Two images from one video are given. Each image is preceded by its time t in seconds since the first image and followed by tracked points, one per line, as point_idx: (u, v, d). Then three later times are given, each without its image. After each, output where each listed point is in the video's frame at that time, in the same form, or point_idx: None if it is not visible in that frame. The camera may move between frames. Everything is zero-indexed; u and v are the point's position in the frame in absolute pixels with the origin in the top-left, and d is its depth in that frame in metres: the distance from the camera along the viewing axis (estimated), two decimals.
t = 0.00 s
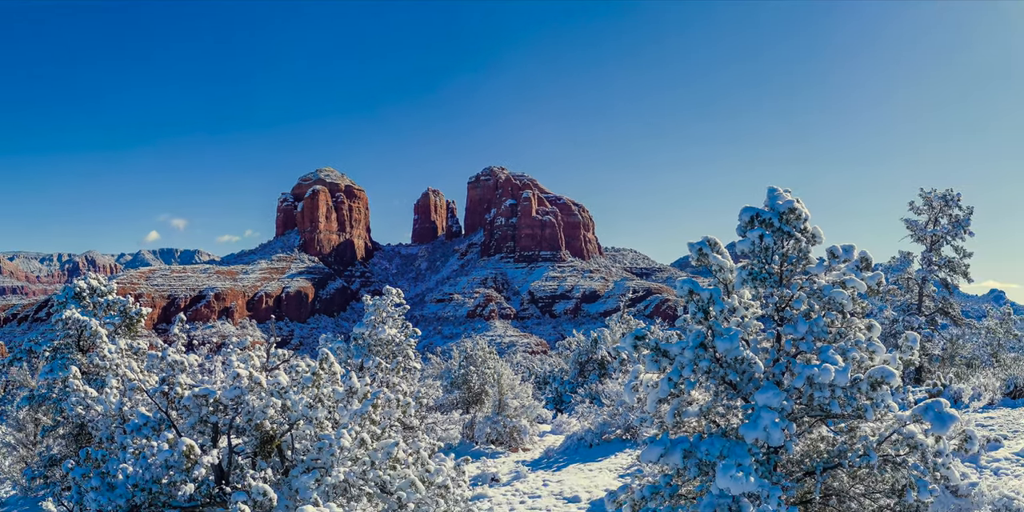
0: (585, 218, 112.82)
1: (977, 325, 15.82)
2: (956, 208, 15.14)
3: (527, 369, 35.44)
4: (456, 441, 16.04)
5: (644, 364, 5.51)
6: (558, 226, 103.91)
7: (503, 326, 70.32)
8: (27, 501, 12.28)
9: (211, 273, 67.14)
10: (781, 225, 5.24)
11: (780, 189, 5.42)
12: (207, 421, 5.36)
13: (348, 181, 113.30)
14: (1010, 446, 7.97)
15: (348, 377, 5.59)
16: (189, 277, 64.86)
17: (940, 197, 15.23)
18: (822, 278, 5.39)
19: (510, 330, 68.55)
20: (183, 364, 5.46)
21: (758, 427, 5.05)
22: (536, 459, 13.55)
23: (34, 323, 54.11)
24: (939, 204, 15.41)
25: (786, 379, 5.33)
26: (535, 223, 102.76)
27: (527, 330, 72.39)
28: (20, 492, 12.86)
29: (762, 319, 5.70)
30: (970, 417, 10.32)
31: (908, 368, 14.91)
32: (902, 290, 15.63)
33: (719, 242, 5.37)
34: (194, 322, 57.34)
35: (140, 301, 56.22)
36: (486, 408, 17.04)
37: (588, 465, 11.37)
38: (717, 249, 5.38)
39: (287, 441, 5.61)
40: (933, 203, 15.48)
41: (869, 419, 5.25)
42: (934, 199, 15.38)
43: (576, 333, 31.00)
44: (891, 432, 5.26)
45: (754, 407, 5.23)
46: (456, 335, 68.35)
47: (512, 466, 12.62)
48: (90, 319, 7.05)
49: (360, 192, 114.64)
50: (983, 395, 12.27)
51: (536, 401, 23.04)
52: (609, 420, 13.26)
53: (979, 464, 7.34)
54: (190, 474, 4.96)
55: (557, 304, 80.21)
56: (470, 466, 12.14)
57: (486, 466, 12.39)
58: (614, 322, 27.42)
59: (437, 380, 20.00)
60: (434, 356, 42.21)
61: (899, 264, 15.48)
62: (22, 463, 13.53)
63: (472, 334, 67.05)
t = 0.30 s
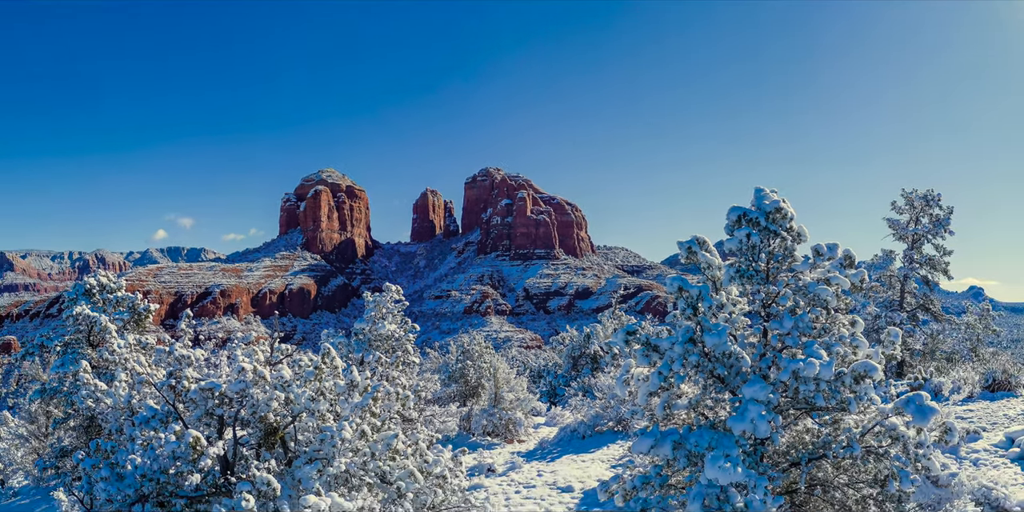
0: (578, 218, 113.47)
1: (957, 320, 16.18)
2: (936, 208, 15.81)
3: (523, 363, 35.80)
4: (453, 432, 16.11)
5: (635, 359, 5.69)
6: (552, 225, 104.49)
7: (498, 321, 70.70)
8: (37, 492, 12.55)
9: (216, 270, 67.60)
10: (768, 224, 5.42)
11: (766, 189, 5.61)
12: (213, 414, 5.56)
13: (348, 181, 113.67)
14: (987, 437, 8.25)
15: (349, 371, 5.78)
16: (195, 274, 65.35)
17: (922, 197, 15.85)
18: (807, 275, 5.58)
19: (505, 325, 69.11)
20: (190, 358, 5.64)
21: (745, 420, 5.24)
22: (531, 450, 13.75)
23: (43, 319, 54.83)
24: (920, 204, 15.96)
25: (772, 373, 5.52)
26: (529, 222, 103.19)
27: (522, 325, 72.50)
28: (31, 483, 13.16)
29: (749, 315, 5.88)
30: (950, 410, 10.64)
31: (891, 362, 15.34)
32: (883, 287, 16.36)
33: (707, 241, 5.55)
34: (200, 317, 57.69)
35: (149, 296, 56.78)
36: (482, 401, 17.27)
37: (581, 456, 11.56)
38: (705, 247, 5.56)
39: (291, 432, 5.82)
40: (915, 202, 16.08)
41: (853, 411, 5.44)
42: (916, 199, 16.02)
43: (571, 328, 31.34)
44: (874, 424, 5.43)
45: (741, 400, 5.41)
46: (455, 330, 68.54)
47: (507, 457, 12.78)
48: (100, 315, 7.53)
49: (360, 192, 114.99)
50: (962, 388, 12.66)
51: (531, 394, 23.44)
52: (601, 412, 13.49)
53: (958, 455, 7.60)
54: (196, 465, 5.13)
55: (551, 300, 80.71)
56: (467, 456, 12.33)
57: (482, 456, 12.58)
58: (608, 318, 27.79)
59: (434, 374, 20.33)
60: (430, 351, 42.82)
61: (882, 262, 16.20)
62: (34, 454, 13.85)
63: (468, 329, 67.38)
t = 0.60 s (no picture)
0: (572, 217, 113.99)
1: (938, 316, 16.55)
2: (918, 208, 16.15)
3: (519, 359, 36.15)
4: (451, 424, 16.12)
5: (627, 354, 5.88)
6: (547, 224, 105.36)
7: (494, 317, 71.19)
8: (48, 483, 12.84)
9: (221, 268, 68.26)
10: (755, 224, 5.60)
11: (753, 189, 5.79)
12: (218, 407, 5.76)
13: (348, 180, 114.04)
14: (967, 429, 8.51)
15: (350, 366, 5.97)
16: (202, 272, 65.93)
17: (905, 197, 16.15)
18: (794, 272, 5.74)
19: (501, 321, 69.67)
20: (195, 353, 5.83)
21: (733, 412, 5.41)
22: (526, 441, 13.89)
23: (49, 316, 55.23)
24: (902, 204, 16.23)
25: (759, 367, 5.70)
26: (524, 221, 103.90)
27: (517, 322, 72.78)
28: (44, 473, 13.46)
29: (737, 311, 6.06)
30: (932, 403, 10.94)
31: (875, 357, 15.73)
32: (867, 284, 16.80)
33: (697, 240, 5.74)
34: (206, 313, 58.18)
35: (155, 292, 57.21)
36: (479, 395, 17.51)
37: (574, 448, 11.75)
38: (694, 246, 5.75)
39: (294, 425, 6.01)
40: (898, 202, 16.36)
41: (837, 404, 5.62)
42: (898, 198, 16.30)
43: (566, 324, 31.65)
44: (858, 417, 5.60)
45: (730, 393, 5.58)
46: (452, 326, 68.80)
47: (503, 448, 12.98)
48: (108, 311, 7.91)
49: (359, 191, 115.34)
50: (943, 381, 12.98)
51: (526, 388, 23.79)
52: (594, 405, 13.75)
53: (939, 446, 7.85)
54: (203, 456, 5.31)
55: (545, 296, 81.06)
56: (464, 448, 12.48)
57: (479, 448, 12.73)
58: (603, 314, 28.12)
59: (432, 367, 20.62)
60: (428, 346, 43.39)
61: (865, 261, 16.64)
62: (45, 446, 14.18)
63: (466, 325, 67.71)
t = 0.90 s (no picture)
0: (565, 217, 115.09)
1: (921, 312, 16.92)
2: (901, 208, 16.39)
3: (516, 354, 36.56)
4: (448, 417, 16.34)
5: (619, 349, 6.06)
6: (541, 221, 106.14)
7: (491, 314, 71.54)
8: (58, 473, 13.14)
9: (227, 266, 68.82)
10: (743, 223, 5.78)
11: (742, 189, 5.96)
12: (223, 400, 5.95)
13: (348, 180, 114.25)
14: (948, 422, 8.76)
15: (351, 360, 6.15)
16: (208, 269, 66.40)
17: (888, 196, 16.44)
18: (781, 270, 5.91)
19: (497, 318, 70.07)
20: (201, 348, 6.02)
21: (722, 406, 5.59)
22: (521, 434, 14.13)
23: (56, 313, 55.79)
24: (886, 203, 16.52)
25: (747, 362, 5.88)
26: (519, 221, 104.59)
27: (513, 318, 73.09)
28: (53, 465, 13.72)
29: (726, 308, 6.25)
30: (914, 396, 11.20)
31: (860, 352, 16.09)
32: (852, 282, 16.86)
33: (686, 238, 5.92)
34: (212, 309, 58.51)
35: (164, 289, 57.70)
36: (476, 388, 17.61)
37: (568, 440, 11.95)
38: (684, 244, 5.93)
39: (296, 418, 6.20)
40: (881, 201, 16.64)
41: (822, 397, 5.81)
42: (882, 198, 16.59)
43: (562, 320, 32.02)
44: (843, 410, 5.77)
45: (719, 387, 5.74)
46: (449, 322, 69.23)
47: (499, 440, 13.13)
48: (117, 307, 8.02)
49: (359, 191, 115.56)
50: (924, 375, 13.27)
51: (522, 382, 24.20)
52: (587, 399, 13.99)
53: (921, 438, 8.12)
54: (209, 448, 5.49)
55: (540, 293, 81.54)
56: (461, 441, 12.70)
57: (476, 439, 12.94)
58: (598, 310, 28.51)
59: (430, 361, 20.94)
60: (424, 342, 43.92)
61: (849, 258, 17.02)
62: (56, 438, 14.51)
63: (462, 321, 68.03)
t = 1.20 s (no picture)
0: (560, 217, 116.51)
1: (904, 308, 17.25)
2: (885, 207, 16.57)
3: (513, 350, 36.87)
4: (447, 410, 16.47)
5: (612, 344, 6.25)
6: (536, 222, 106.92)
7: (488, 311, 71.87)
8: (68, 465, 13.42)
9: (231, 264, 69.29)
10: (732, 222, 5.97)
11: (731, 189, 6.14)
12: (228, 394, 6.13)
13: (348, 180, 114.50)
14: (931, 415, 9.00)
15: (352, 355, 6.35)
16: (213, 267, 66.87)
17: (872, 196, 16.69)
18: (769, 268, 6.09)
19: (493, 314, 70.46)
20: (207, 344, 6.20)
21: (712, 399, 5.76)
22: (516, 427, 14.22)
23: (66, 311, 56.57)
24: (870, 203, 16.77)
25: (736, 357, 6.06)
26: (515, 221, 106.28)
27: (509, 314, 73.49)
28: (62, 457, 13.99)
29: (715, 305, 6.43)
30: (899, 390, 11.44)
31: (846, 347, 16.34)
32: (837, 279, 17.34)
33: (677, 237, 6.10)
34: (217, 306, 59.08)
35: (171, 286, 58.24)
36: (473, 382, 17.57)
37: (562, 432, 12.13)
38: (675, 242, 6.11)
39: (299, 411, 6.39)
40: (866, 201, 16.87)
41: (809, 391, 5.99)
42: (867, 198, 16.82)
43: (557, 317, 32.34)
44: (829, 403, 5.95)
45: (709, 381, 5.92)
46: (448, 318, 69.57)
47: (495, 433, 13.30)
48: (125, 304, 8.30)
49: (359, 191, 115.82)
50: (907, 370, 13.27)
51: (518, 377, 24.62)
52: (580, 392, 14.20)
53: (905, 431, 8.38)
54: (215, 440, 5.68)
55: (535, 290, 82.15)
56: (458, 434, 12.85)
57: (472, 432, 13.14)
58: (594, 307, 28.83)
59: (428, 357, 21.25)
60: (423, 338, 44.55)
61: (834, 257, 17.37)
62: (66, 431, 14.81)
63: (460, 317, 68.35)
